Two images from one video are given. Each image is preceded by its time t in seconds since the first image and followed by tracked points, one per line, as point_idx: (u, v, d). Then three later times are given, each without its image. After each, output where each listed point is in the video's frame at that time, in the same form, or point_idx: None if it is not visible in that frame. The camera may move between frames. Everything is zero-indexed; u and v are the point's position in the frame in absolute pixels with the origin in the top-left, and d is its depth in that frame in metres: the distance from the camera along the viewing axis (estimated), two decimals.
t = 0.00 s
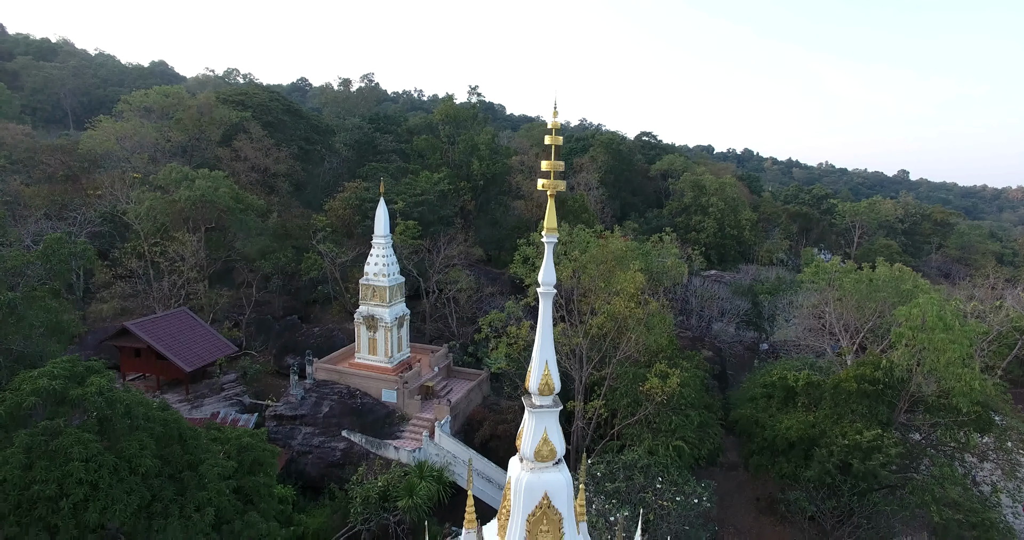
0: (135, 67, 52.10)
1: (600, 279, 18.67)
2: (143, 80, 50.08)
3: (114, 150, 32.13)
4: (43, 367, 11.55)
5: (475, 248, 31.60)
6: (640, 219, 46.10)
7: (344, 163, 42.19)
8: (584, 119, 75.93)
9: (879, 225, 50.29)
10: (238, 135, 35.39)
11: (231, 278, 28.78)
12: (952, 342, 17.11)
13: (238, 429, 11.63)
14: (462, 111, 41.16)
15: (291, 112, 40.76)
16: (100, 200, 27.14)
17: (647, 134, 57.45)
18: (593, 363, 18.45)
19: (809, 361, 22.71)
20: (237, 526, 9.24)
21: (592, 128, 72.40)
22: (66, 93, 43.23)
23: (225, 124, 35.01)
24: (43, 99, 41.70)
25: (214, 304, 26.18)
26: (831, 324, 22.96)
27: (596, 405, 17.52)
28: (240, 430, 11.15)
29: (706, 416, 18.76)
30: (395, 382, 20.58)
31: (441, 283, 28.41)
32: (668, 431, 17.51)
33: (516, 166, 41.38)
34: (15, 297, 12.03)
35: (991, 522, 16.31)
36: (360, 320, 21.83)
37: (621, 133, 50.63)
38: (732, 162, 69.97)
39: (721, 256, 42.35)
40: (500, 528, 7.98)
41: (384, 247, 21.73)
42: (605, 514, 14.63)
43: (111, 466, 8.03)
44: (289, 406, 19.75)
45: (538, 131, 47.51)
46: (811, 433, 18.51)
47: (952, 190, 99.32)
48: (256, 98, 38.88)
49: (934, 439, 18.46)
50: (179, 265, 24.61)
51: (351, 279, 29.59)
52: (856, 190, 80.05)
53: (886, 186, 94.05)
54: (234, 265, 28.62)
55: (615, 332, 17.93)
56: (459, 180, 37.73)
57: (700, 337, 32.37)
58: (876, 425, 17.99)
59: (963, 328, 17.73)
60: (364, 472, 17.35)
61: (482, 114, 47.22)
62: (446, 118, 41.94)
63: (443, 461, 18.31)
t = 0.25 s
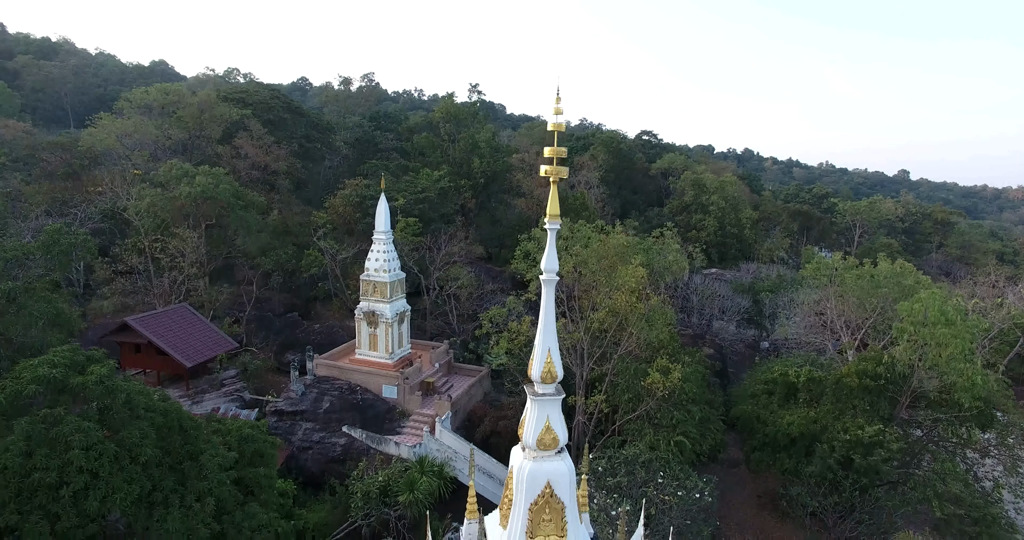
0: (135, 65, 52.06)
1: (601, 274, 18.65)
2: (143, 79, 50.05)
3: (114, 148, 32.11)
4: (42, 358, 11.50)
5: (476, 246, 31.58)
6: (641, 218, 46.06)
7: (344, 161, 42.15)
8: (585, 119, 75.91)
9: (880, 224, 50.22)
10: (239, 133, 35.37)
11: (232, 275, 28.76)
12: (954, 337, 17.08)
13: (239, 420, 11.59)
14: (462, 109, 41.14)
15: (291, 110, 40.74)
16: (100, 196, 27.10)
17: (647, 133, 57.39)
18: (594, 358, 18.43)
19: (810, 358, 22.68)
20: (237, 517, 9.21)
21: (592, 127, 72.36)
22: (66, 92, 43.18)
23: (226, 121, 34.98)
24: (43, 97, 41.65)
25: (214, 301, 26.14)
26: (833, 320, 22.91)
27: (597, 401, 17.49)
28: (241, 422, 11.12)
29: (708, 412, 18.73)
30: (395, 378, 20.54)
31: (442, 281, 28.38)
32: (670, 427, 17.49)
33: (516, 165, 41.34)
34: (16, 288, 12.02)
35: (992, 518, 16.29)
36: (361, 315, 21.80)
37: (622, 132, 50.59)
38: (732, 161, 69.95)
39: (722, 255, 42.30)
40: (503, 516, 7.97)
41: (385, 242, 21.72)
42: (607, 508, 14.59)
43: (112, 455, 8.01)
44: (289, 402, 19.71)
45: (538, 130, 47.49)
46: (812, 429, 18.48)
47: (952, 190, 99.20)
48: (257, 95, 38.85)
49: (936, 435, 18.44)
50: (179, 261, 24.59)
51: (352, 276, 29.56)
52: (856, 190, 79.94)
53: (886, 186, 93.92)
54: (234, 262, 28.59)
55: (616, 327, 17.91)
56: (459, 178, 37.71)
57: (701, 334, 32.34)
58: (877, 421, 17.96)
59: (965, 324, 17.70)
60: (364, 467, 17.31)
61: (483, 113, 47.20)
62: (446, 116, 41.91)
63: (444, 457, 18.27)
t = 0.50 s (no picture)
0: (135, 65, 52.05)
1: (602, 269, 18.63)
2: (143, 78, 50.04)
3: (115, 146, 32.11)
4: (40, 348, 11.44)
5: (476, 243, 31.55)
6: (641, 217, 46.00)
7: (344, 160, 42.10)
8: (585, 118, 75.84)
9: (880, 223, 50.14)
10: (239, 130, 35.35)
11: (232, 272, 28.72)
12: (956, 332, 17.05)
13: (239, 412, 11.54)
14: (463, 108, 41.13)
15: (291, 109, 40.73)
16: (100, 193, 27.08)
17: (647, 132, 57.35)
18: (595, 354, 18.40)
19: (811, 354, 22.63)
20: (237, 507, 9.18)
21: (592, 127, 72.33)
22: (66, 91, 43.15)
23: (226, 119, 34.95)
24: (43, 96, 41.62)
25: (214, 297, 26.11)
26: (834, 317, 22.87)
27: (598, 395, 17.46)
28: (241, 413, 11.07)
29: (709, 407, 18.70)
30: (396, 374, 20.50)
31: (442, 278, 28.35)
32: (671, 422, 17.46)
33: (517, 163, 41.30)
34: (16, 280, 11.98)
35: (994, 513, 16.24)
36: (361, 311, 21.76)
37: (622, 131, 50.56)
38: (732, 161, 69.92)
39: (722, 253, 42.24)
40: (505, 505, 7.94)
41: (385, 238, 21.70)
42: (608, 503, 14.54)
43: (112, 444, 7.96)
44: (290, 398, 19.66)
45: (538, 129, 47.49)
46: (813, 424, 18.45)
47: (952, 190, 99.04)
48: (257, 94, 38.83)
49: (938, 431, 18.40)
50: (179, 257, 24.56)
51: (352, 273, 29.52)
52: (856, 190, 79.83)
53: (886, 186, 93.78)
54: (234, 259, 28.55)
55: (617, 322, 17.88)
56: (460, 176, 37.66)
57: (701, 332, 32.27)
58: (879, 416, 17.92)
59: (967, 319, 17.68)
60: (365, 462, 17.26)
61: (483, 112, 47.16)
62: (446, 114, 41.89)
63: (444, 452, 18.22)
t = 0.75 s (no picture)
0: (136, 64, 52.06)
1: (603, 264, 18.60)
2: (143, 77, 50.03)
3: (115, 143, 32.10)
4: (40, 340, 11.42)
5: (477, 240, 31.54)
6: (641, 215, 45.98)
7: (345, 157, 42.10)
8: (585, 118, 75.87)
9: (880, 222, 50.08)
10: (239, 128, 35.34)
11: (232, 268, 28.69)
12: (958, 326, 17.01)
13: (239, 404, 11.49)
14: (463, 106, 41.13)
15: (292, 107, 40.71)
16: (100, 189, 27.07)
17: (648, 131, 57.33)
18: (596, 348, 18.37)
19: (813, 350, 22.59)
20: (237, 497, 9.14)
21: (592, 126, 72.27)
22: (67, 89, 43.12)
23: (226, 117, 34.94)
24: (43, 95, 41.59)
25: (214, 294, 26.07)
26: (835, 313, 22.83)
27: (599, 390, 17.41)
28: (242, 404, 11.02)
29: (710, 402, 18.67)
30: (396, 369, 20.46)
31: (443, 274, 28.31)
32: (672, 416, 17.43)
33: (517, 161, 41.27)
34: (16, 271, 11.95)
35: (996, 508, 16.19)
36: (361, 307, 21.72)
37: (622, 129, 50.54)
38: (733, 161, 69.93)
39: (723, 251, 42.19)
40: (507, 492, 7.89)
41: (386, 234, 21.69)
42: (610, 497, 14.50)
43: (111, 432, 7.91)
44: (290, 393, 19.64)
45: (539, 127, 47.47)
46: (815, 419, 18.42)
47: (952, 190, 98.98)
48: (257, 91, 38.82)
49: (939, 425, 18.37)
50: (180, 253, 24.54)
51: (352, 270, 29.47)
52: (857, 189, 79.77)
53: (887, 186, 93.70)
54: (234, 256, 28.53)
55: (618, 316, 17.84)
56: (460, 174, 37.65)
57: (702, 329, 32.26)
58: (881, 411, 17.89)
59: (969, 313, 17.63)
60: (365, 457, 17.21)
61: (483, 110, 47.15)
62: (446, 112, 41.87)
63: (445, 447, 18.16)
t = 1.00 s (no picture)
0: (136, 63, 52.06)
1: (604, 258, 18.56)
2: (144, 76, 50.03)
3: (115, 140, 32.07)
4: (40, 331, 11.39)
5: (477, 237, 31.51)
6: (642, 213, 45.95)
7: (345, 155, 42.09)
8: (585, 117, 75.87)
9: (881, 221, 50.05)
10: (239, 125, 35.32)
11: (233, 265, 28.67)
12: (960, 320, 16.97)
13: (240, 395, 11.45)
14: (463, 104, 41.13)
15: (292, 105, 40.68)
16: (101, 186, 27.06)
17: (648, 129, 57.32)
18: (597, 343, 18.34)
19: (814, 346, 22.55)
20: (238, 486, 9.09)
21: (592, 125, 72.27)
22: (67, 88, 43.13)
23: (226, 114, 34.94)
24: (43, 94, 41.60)
25: (214, 290, 26.02)
26: (836, 309, 22.79)
27: (600, 385, 17.37)
28: (242, 395, 10.98)
29: (712, 397, 18.63)
30: (397, 364, 20.43)
31: (443, 271, 28.28)
32: (674, 411, 17.39)
33: (517, 159, 41.24)
34: (16, 262, 11.94)
35: (998, 502, 16.14)
36: (361, 302, 21.69)
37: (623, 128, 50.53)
38: (733, 160, 69.91)
39: (723, 250, 42.16)
40: (509, 480, 7.83)
41: (386, 229, 21.65)
42: (611, 490, 14.46)
43: (111, 419, 7.87)
44: (290, 388, 19.60)
45: (539, 125, 47.46)
46: (816, 414, 18.39)
47: (952, 190, 98.94)
48: (257, 89, 38.81)
49: (940, 421, 18.33)
50: (180, 249, 24.52)
51: (353, 267, 29.42)
52: (857, 189, 79.72)
53: (887, 186, 93.67)
54: (235, 252, 28.50)
55: (619, 311, 17.81)
56: (461, 171, 37.62)
57: (703, 327, 32.23)
58: (882, 406, 17.85)
59: (971, 308, 17.60)
60: (366, 452, 17.16)
61: (484, 108, 47.14)
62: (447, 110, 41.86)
63: (446, 442, 18.11)
